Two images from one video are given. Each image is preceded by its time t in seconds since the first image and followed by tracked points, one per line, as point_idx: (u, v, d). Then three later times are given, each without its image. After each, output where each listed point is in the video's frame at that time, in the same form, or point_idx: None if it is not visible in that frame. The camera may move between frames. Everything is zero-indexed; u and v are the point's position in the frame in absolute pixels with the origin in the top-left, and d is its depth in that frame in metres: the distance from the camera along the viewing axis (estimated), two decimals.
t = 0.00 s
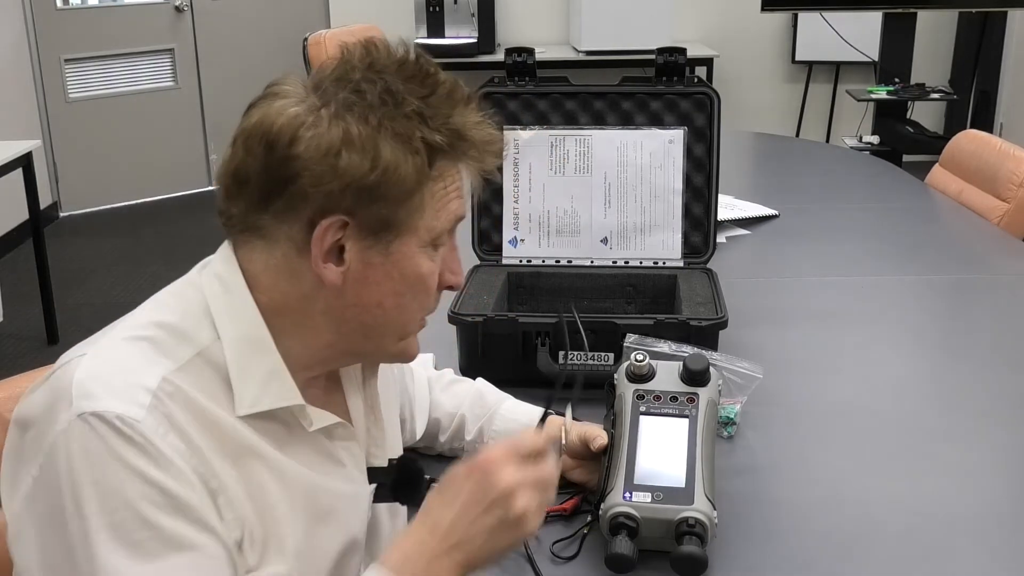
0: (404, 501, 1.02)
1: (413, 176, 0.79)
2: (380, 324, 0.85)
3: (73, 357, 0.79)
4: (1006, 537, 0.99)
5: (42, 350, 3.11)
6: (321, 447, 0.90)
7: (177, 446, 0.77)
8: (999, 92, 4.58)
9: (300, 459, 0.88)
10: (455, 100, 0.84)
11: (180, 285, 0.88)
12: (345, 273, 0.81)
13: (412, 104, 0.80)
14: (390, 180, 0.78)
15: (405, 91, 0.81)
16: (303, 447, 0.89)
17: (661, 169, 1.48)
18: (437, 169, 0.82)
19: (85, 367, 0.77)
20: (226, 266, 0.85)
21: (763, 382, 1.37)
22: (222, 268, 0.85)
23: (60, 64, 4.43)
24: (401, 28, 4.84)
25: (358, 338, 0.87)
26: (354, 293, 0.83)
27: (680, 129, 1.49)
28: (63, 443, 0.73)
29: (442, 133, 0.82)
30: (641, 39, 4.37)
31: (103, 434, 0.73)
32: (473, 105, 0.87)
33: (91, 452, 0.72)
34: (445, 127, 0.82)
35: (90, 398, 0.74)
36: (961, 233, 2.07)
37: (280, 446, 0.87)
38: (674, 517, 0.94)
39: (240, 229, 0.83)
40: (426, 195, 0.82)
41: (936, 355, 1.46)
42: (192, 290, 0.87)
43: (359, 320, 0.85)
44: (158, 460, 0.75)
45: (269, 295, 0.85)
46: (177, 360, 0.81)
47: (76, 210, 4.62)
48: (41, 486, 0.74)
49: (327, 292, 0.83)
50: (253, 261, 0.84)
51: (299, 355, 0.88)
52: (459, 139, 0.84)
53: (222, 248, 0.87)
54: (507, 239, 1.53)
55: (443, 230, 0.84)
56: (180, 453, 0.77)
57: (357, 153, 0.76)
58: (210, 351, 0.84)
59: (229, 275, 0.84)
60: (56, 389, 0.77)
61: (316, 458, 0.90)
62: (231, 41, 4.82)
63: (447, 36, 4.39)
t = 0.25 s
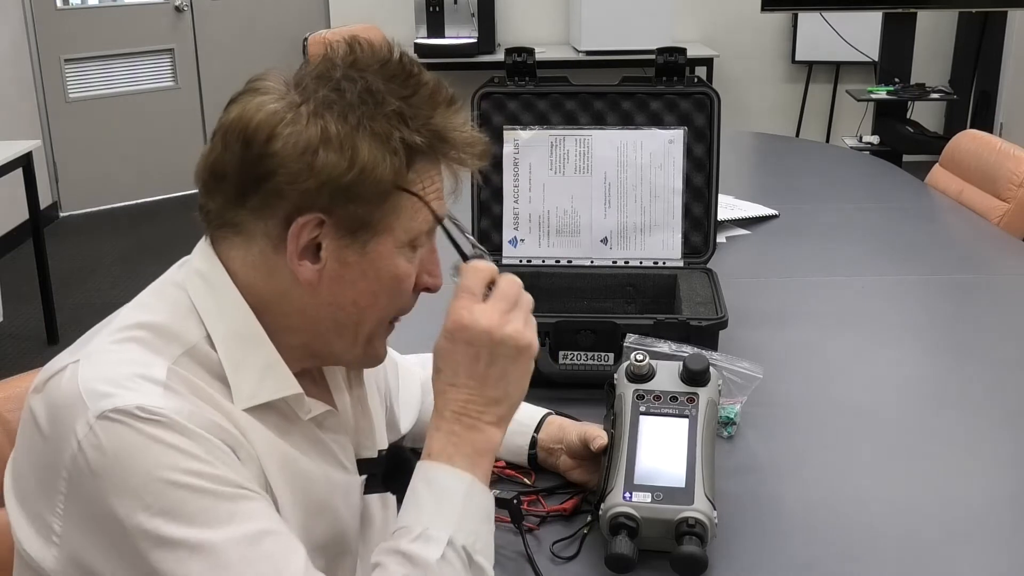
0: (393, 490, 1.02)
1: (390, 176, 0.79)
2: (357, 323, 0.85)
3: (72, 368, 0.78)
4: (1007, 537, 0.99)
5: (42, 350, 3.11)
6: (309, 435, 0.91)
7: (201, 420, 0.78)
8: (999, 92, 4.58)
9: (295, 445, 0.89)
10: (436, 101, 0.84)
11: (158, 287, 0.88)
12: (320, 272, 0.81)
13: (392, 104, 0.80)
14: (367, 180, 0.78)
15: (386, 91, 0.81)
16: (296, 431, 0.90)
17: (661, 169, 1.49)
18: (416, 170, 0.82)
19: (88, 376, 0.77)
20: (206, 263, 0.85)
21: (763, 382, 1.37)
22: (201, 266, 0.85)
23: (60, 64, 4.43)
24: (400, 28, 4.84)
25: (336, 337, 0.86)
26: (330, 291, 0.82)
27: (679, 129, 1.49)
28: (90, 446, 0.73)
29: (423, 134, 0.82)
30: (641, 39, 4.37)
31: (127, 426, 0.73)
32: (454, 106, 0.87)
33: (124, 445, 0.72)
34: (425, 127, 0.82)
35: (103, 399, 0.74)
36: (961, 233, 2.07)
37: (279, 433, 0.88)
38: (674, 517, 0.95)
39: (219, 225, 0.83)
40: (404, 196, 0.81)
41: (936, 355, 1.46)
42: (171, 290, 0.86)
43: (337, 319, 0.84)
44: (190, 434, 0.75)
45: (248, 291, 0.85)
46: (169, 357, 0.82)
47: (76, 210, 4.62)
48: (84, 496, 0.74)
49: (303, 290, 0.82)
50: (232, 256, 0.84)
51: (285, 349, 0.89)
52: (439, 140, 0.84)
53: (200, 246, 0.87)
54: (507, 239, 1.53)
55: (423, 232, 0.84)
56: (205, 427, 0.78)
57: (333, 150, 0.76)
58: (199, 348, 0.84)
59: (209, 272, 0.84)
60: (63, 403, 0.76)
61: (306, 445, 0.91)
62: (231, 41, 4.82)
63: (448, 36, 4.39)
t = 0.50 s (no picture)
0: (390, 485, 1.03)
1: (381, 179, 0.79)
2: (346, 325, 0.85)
3: (66, 372, 0.78)
4: (1007, 537, 0.99)
5: (42, 350, 3.10)
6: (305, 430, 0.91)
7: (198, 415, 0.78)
8: (999, 92, 4.58)
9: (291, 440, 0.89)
10: (429, 104, 0.84)
11: (149, 289, 0.87)
12: (308, 273, 0.81)
13: (385, 108, 0.80)
14: (357, 183, 0.78)
15: (379, 93, 0.81)
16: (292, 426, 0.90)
17: (662, 170, 1.49)
18: (407, 172, 0.82)
19: (83, 380, 0.76)
20: (197, 262, 0.85)
21: (763, 382, 1.37)
22: (192, 267, 0.85)
23: (60, 64, 4.43)
24: (400, 28, 4.84)
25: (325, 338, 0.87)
26: (318, 293, 0.82)
27: (680, 129, 1.49)
28: (88, 449, 0.72)
29: (415, 135, 0.82)
30: (641, 39, 4.37)
31: (123, 426, 0.72)
32: (448, 109, 0.87)
33: (122, 445, 0.72)
34: (418, 130, 0.82)
35: (100, 402, 0.74)
36: (961, 232, 2.07)
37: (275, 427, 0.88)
38: (675, 517, 0.94)
39: (209, 222, 0.83)
40: (394, 199, 0.82)
41: (936, 355, 1.46)
42: (163, 291, 0.86)
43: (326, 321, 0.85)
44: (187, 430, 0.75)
45: (240, 290, 0.85)
46: (163, 358, 0.81)
47: (76, 211, 4.63)
48: (86, 500, 0.73)
49: (292, 292, 0.83)
50: (223, 254, 0.84)
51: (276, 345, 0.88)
52: (432, 143, 0.84)
53: (191, 246, 0.87)
54: (507, 239, 1.52)
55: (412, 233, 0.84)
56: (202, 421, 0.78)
57: (324, 152, 0.77)
58: (193, 346, 0.84)
59: (200, 271, 0.85)
60: (59, 408, 0.75)
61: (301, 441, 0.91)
62: (231, 41, 4.82)
63: (448, 36, 4.39)
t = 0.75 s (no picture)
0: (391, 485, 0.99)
1: (370, 168, 0.80)
2: (346, 320, 0.85)
3: (67, 379, 0.78)
4: (1006, 538, 0.99)
5: (42, 351, 3.11)
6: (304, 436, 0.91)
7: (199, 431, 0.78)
8: (999, 92, 4.58)
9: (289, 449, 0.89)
10: (411, 91, 0.85)
11: (148, 294, 0.87)
12: (307, 270, 0.81)
13: (368, 97, 0.81)
14: (347, 174, 0.79)
15: (360, 83, 0.82)
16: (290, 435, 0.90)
17: (661, 170, 1.49)
18: (396, 161, 0.83)
19: (85, 388, 0.76)
20: (196, 267, 0.85)
21: (763, 382, 1.37)
22: (190, 271, 0.86)
23: (60, 64, 4.43)
24: (400, 28, 4.84)
25: (324, 335, 0.87)
26: (317, 289, 0.83)
27: (679, 129, 1.49)
28: (87, 461, 0.73)
29: (400, 123, 0.83)
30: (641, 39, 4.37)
31: (123, 441, 0.72)
32: (429, 94, 0.88)
33: (120, 461, 0.72)
34: (402, 118, 0.83)
35: (100, 412, 0.74)
36: (961, 233, 2.07)
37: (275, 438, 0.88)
38: (675, 517, 0.94)
39: (202, 229, 0.83)
40: (385, 189, 0.83)
41: (936, 355, 1.46)
42: (163, 297, 0.86)
43: (326, 317, 0.85)
44: (187, 447, 0.75)
45: (238, 293, 0.85)
46: (164, 365, 0.81)
47: (76, 211, 4.63)
48: (85, 508, 0.74)
49: (291, 289, 0.83)
50: (219, 258, 0.84)
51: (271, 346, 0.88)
52: (417, 129, 0.85)
53: (188, 250, 0.87)
54: (507, 239, 1.52)
55: (405, 222, 0.85)
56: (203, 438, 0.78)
57: (312, 147, 0.77)
58: (193, 353, 0.83)
59: (198, 275, 0.85)
60: (59, 415, 0.75)
61: (300, 448, 0.91)
62: (231, 42, 4.83)
63: (448, 36, 4.39)
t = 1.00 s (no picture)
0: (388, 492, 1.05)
1: (375, 158, 0.81)
2: (361, 313, 0.87)
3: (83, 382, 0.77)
4: (1006, 538, 0.99)
5: (42, 351, 3.11)
6: (314, 443, 0.92)
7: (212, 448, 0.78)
8: (999, 92, 4.58)
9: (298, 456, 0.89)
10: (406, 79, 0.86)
11: (158, 298, 0.87)
12: (321, 266, 0.82)
13: (365, 89, 0.81)
14: (354, 167, 0.80)
15: (356, 76, 0.82)
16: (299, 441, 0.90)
17: (661, 170, 1.49)
18: (399, 151, 0.84)
19: (102, 393, 0.75)
20: (204, 270, 0.85)
21: (763, 382, 1.37)
22: (198, 272, 0.85)
23: (60, 64, 4.43)
24: (400, 28, 4.84)
25: (339, 328, 0.88)
26: (333, 284, 0.84)
27: (679, 129, 1.49)
28: (101, 470, 0.72)
29: (399, 113, 0.84)
30: (641, 39, 4.37)
31: (139, 454, 0.72)
32: (422, 81, 0.89)
33: (133, 475, 0.72)
34: (400, 107, 0.84)
35: (118, 419, 0.73)
36: (962, 233, 2.07)
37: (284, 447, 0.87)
38: (675, 517, 0.94)
39: (211, 235, 0.83)
40: (392, 179, 0.84)
41: (936, 355, 1.46)
42: (173, 299, 0.86)
43: (340, 310, 0.86)
44: (201, 465, 0.75)
45: (248, 295, 0.85)
46: (180, 370, 0.81)
47: (76, 211, 4.63)
48: (94, 513, 0.73)
49: (305, 285, 0.84)
50: (228, 260, 0.84)
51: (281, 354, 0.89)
52: (416, 117, 0.85)
53: (196, 254, 0.87)
54: (507, 239, 1.53)
55: (411, 210, 0.86)
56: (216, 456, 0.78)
57: (317, 143, 0.77)
58: (207, 358, 0.83)
59: (207, 278, 0.85)
60: (75, 418, 0.75)
61: (310, 457, 0.91)
62: (231, 42, 4.83)
63: (448, 36, 4.39)
